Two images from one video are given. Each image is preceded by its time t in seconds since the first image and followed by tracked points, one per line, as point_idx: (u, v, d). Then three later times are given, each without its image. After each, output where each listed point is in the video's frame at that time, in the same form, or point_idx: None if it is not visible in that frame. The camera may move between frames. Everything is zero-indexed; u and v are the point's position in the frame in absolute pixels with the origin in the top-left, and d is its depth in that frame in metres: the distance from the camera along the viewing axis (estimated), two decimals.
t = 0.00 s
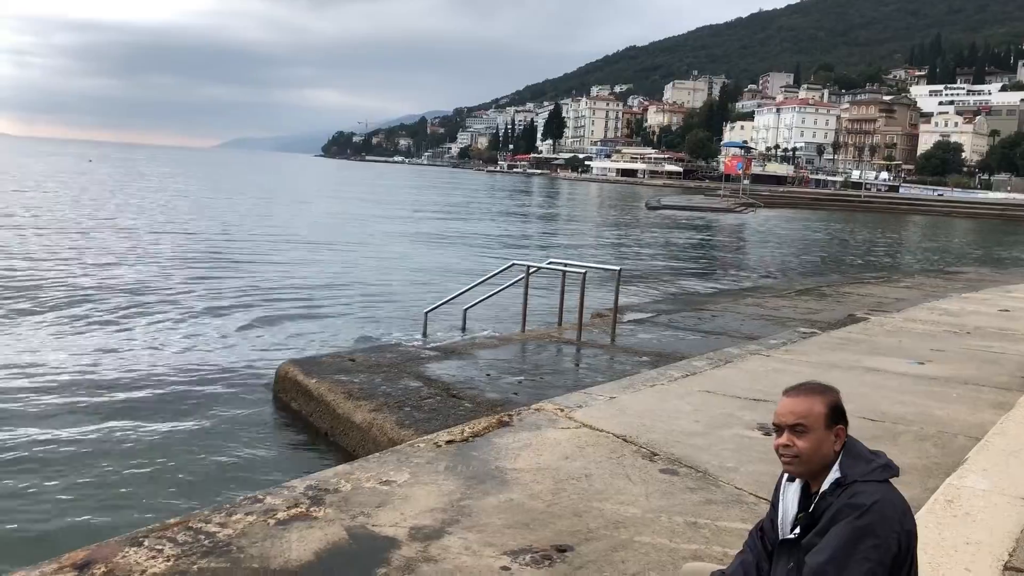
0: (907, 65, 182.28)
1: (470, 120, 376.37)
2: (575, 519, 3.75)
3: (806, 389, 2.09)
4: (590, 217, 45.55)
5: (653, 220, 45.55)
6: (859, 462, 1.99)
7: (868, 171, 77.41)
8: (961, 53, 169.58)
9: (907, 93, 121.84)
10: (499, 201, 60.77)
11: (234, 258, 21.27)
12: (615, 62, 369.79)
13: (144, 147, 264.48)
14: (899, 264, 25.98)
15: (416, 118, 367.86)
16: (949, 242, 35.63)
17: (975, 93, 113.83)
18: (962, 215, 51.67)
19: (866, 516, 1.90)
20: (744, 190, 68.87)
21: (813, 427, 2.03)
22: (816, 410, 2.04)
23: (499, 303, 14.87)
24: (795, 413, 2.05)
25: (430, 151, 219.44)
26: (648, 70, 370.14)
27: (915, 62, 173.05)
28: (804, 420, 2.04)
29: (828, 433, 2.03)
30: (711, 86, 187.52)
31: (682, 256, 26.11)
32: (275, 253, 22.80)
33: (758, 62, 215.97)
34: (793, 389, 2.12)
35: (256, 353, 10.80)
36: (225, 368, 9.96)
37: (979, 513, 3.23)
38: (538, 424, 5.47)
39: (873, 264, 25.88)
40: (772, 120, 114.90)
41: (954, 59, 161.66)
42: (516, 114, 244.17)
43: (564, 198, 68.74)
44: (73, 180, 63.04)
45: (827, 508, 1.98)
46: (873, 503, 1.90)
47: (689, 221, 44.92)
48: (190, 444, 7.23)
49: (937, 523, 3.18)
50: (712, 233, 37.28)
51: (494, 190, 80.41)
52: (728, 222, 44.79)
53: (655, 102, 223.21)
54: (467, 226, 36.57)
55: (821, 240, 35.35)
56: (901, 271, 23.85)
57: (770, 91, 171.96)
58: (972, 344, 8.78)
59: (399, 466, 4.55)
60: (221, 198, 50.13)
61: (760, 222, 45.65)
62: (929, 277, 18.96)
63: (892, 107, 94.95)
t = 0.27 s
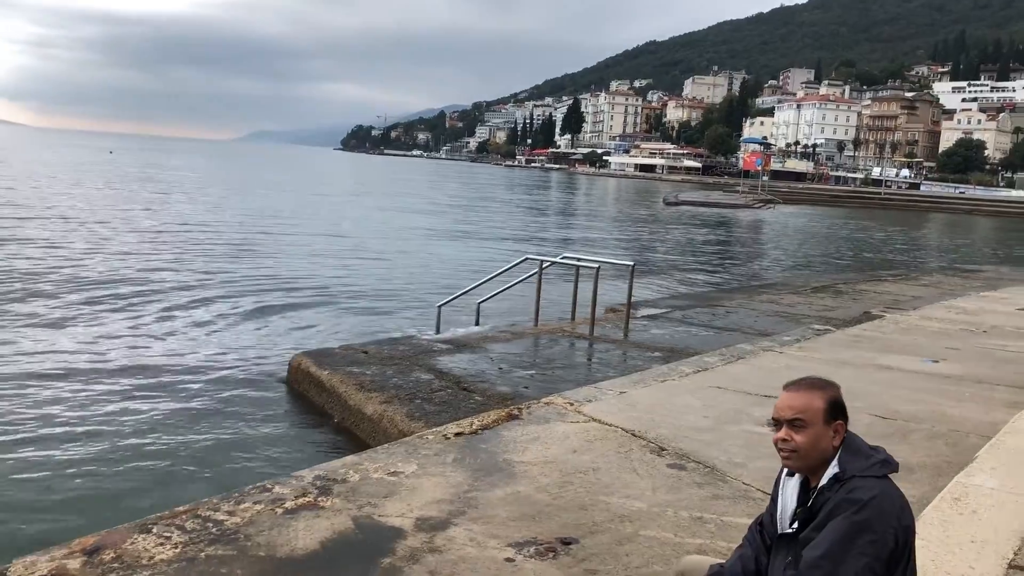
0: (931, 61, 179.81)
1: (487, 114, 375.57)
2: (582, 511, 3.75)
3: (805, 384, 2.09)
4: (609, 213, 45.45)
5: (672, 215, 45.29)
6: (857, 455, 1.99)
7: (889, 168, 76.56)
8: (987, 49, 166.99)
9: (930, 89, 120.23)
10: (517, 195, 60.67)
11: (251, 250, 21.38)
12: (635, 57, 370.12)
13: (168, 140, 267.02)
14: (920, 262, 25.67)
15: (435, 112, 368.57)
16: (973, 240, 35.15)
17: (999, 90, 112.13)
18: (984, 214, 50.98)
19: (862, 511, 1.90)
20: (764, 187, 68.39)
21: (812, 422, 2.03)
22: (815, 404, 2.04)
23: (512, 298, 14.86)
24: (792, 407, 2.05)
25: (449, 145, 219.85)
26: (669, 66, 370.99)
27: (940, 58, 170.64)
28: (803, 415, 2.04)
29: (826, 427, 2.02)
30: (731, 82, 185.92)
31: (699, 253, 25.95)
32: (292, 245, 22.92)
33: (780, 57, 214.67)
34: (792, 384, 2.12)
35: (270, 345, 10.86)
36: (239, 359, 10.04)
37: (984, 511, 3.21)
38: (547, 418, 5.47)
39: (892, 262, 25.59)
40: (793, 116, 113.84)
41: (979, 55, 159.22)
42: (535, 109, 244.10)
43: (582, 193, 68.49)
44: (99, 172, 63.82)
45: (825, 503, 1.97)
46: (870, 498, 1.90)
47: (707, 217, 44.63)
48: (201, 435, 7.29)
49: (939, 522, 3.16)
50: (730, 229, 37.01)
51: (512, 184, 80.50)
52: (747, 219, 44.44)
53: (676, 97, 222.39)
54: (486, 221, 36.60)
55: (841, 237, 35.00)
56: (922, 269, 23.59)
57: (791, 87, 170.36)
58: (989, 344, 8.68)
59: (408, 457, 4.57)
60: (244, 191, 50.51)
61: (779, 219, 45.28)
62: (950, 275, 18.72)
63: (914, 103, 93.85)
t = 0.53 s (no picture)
0: (963, 61, 176.89)
1: (511, 113, 375.38)
2: (591, 510, 3.74)
3: (807, 385, 2.06)
4: (635, 212, 45.31)
5: (697, 216, 45.01)
6: (857, 457, 1.97)
7: (917, 168, 75.48)
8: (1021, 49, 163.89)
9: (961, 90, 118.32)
10: (542, 195, 60.61)
11: (275, 248, 21.56)
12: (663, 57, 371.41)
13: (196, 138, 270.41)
14: (949, 265, 25.27)
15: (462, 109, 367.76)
16: (1005, 243, 34.53)
17: None
18: (1016, 217, 50.07)
19: (861, 511, 1.88)
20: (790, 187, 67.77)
21: (812, 422, 2.01)
22: (816, 404, 2.01)
23: (532, 299, 14.85)
24: (791, 407, 2.03)
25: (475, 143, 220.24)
26: (695, 65, 369.98)
27: (972, 58, 167.78)
28: (803, 416, 2.01)
29: (826, 427, 2.00)
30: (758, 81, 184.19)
31: (723, 253, 25.76)
32: (315, 243, 23.08)
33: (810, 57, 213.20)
34: (795, 386, 2.09)
35: (290, 342, 10.93)
36: (259, 355, 10.11)
37: (996, 516, 3.16)
38: (561, 416, 5.45)
39: (921, 264, 25.21)
40: (820, 116, 112.65)
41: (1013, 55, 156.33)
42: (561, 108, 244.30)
43: (607, 192, 68.30)
44: (136, 169, 64.94)
45: (824, 505, 1.97)
46: (869, 499, 1.88)
47: (733, 218, 44.29)
48: (218, 429, 7.35)
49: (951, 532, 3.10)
50: (757, 230, 36.69)
51: (537, 183, 80.58)
52: (773, 220, 44.05)
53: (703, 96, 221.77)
54: (512, 220, 36.66)
55: (869, 238, 34.53)
56: (951, 271, 23.22)
57: (819, 87, 168.48)
58: (1014, 347, 8.54)
59: (419, 455, 4.58)
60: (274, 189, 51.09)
61: (806, 220, 44.82)
62: (980, 278, 18.42)
63: (944, 104, 92.46)
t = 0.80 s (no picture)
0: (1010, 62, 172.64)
1: (545, 116, 375.07)
2: (613, 513, 3.72)
3: (822, 388, 2.05)
4: (672, 216, 45.01)
5: (734, 219, 44.54)
6: (872, 461, 1.95)
7: (961, 171, 73.86)
8: None
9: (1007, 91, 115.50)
10: (578, 198, 60.48)
11: (310, 249, 21.81)
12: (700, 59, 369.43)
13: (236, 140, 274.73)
14: (993, 270, 24.70)
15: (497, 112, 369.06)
16: None
17: None
18: None
19: (873, 516, 1.88)
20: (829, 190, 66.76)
21: (826, 426, 1.99)
22: (830, 407, 2.00)
23: (563, 301, 14.83)
24: (805, 411, 2.02)
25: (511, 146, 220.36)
26: (732, 67, 366.52)
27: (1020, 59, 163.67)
28: (817, 419, 2.00)
29: (840, 430, 1.99)
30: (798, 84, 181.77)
31: (759, 257, 25.48)
32: (350, 245, 23.29)
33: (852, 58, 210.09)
34: (810, 388, 2.07)
35: (322, 341, 11.04)
36: (292, 354, 10.22)
37: None
38: (587, 419, 5.43)
39: (963, 269, 24.66)
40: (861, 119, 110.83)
41: None
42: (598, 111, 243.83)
43: (643, 195, 67.94)
44: (182, 172, 66.33)
45: (838, 510, 1.96)
46: (882, 503, 1.87)
47: (771, 221, 43.76)
48: (248, 427, 7.45)
49: (976, 546, 3.04)
50: (795, 233, 36.22)
51: (573, 186, 80.47)
52: (811, 223, 43.43)
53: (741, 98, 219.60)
54: (547, 223, 36.66)
55: (911, 242, 33.87)
56: (995, 276, 22.68)
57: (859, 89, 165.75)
58: None
59: (444, 455, 4.59)
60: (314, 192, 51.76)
61: (846, 224, 44.10)
62: None
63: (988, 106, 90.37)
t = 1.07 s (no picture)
0: None
1: (582, 122, 374.28)
2: (642, 517, 3.69)
3: (844, 390, 2.04)
4: (711, 220, 44.55)
5: (774, 224, 43.93)
6: (895, 465, 1.95)
7: (1009, 175, 71.97)
8: None
9: None
10: (617, 203, 60.23)
11: (349, 255, 22.04)
12: (738, 62, 366.44)
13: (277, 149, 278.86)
14: None
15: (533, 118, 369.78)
16: None
17: None
18: None
19: (896, 520, 1.87)
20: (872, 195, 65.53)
21: (846, 429, 2.00)
22: (851, 410, 2.00)
23: (597, 307, 14.81)
24: (826, 415, 2.02)
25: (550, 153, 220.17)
26: (772, 72, 362.59)
27: None
28: (838, 422, 2.00)
29: (861, 434, 1.99)
30: (840, 87, 178.69)
31: (799, 262, 25.10)
32: (386, 251, 23.49)
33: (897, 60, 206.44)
34: (830, 391, 2.08)
35: (356, 345, 11.15)
36: (327, 358, 10.34)
37: None
38: (617, 423, 5.42)
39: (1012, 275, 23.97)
40: (904, 122, 108.69)
41: None
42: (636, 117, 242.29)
43: (682, 200, 67.40)
44: (227, 180, 67.60)
45: (859, 513, 1.96)
46: (904, 509, 1.87)
47: (812, 226, 43.06)
48: (279, 433, 7.53)
49: (1009, 559, 2.98)
50: (837, 238, 35.63)
51: (611, 192, 80.15)
52: (854, 228, 42.68)
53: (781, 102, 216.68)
54: (585, 228, 36.58)
55: (957, 247, 33.06)
56: None
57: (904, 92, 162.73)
58: None
59: (473, 459, 4.59)
60: (354, 199, 52.30)
61: (890, 228, 43.22)
62: None
63: None
